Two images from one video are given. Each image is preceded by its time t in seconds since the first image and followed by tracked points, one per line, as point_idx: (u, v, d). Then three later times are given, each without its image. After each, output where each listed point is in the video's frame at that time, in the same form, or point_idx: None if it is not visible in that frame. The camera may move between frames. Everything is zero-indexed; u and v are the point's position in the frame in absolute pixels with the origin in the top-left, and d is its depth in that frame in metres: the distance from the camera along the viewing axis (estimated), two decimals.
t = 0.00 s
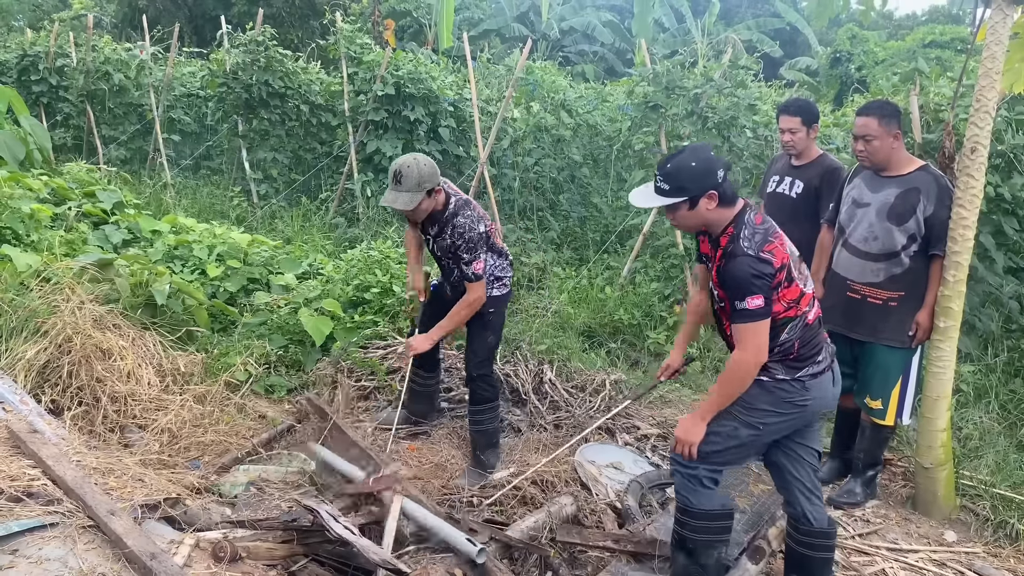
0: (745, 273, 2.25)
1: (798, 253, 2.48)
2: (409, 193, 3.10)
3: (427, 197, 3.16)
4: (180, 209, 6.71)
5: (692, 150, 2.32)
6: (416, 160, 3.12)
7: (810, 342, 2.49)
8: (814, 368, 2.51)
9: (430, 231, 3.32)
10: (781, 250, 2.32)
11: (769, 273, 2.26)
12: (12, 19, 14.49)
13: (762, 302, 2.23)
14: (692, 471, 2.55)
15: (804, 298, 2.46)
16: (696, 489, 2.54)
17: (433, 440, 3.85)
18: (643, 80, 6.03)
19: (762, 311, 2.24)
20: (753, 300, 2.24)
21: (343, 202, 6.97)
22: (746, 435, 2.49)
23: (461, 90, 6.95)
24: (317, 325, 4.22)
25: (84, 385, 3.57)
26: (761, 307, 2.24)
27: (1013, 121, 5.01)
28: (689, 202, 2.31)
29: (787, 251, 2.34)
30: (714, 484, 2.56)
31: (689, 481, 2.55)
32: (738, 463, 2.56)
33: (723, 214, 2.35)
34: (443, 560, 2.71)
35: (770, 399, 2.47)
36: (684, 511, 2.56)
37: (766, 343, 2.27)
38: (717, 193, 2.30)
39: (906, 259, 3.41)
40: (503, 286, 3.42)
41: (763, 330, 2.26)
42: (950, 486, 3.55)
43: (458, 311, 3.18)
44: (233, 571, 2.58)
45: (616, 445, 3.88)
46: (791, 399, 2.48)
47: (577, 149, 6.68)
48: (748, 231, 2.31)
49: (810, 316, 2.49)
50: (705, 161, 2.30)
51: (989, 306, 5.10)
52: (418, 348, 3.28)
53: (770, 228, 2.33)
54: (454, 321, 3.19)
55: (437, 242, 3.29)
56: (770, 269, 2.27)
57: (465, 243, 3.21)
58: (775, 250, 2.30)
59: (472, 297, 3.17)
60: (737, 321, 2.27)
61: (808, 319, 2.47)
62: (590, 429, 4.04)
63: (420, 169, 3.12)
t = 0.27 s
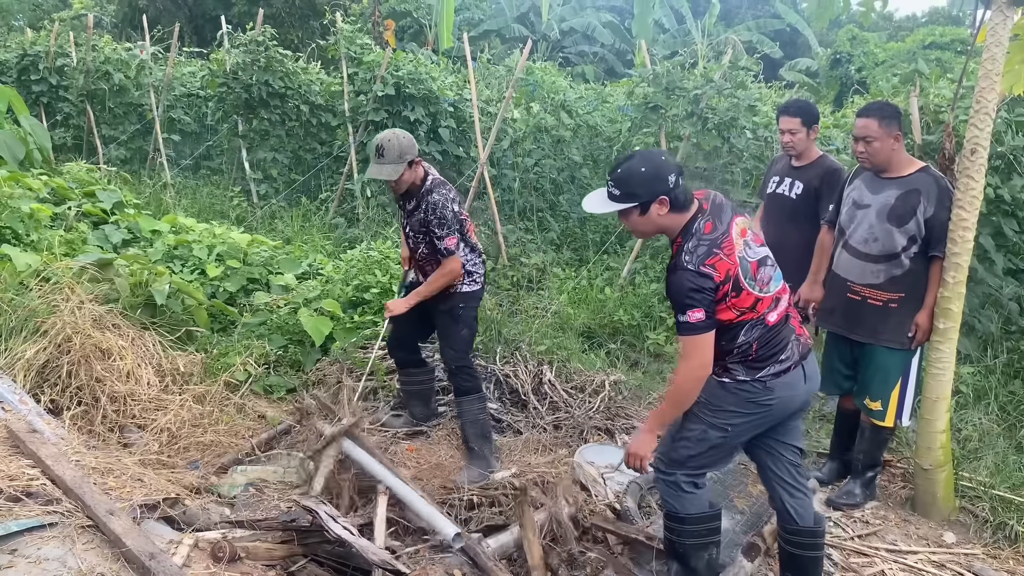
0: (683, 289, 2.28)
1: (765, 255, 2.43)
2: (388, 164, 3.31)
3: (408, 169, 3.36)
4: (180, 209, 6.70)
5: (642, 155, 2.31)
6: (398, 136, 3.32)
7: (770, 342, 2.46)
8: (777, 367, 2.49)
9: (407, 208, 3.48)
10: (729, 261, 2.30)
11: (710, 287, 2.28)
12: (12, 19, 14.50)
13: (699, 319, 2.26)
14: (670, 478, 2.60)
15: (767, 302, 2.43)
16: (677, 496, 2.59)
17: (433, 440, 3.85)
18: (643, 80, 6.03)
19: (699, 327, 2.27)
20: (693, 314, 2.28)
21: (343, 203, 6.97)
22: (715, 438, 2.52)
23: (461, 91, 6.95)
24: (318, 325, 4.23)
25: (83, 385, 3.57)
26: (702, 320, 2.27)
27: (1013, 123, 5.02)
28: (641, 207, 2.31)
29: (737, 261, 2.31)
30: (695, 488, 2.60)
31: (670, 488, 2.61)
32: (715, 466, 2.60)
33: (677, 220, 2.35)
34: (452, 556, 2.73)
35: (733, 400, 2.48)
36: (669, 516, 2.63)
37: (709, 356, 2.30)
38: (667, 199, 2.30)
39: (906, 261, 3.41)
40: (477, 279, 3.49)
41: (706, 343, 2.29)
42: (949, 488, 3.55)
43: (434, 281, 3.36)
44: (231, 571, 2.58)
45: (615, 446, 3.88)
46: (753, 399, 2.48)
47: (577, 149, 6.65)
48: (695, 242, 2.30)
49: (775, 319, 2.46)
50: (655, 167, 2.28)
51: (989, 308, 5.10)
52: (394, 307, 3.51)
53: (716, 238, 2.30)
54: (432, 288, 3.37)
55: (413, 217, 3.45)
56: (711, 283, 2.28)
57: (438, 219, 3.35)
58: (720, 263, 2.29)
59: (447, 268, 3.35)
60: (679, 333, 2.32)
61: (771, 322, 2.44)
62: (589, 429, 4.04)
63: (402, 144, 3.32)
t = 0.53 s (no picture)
0: (659, 277, 2.28)
1: (742, 242, 2.44)
2: (381, 147, 3.57)
3: (399, 152, 3.63)
4: (180, 209, 6.70)
5: (616, 140, 2.34)
6: (388, 120, 3.59)
7: (749, 332, 2.48)
8: (757, 354, 2.51)
9: (398, 189, 3.74)
10: (705, 248, 2.30)
11: (686, 275, 2.28)
12: (13, 19, 14.51)
13: (678, 307, 2.26)
14: (672, 480, 2.62)
15: (744, 290, 2.44)
16: (682, 498, 2.61)
17: (432, 441, 3.85)
18: (643, 81, 6.03)
19: (677, 316, 2.28)
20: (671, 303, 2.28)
21: (343, 203, 6.97)
22: (710, 435, 2.55)
23: (461, 91, 6.95)
24: (317, 325, 4.23)
25: (82, 385, 3.57)
26: (682, 309, 2.27)
27: (1013, 124, 5.02)
28: (613, 192, 2.33)
29: (714, 248, 2.32)
30: (700, 490, 2.61)
31: (673, 490, 2.62)
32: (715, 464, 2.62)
33: (652, 207, 2.36)
34: (454, 556, 2.75)
35: (718, 392, 2.52)
36: (673, 519, 2.65)
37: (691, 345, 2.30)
38: (640, 185, 2.31)
39: (906, 262, 3.41)
40: (467, 257, 3.85)
41: (686, 332, 2.29)
42: (949, 489, 3.55)
43: (427, 259, 3.71)
44: (231, 572, 2.58)
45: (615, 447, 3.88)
46: (737, 387, 2.51)
47: (577, 150, 6.66)
48: (670, 229, 2.31)
49: (753, 307, 2.48)
50: (627, 152, 2.31)
51: (988, 309, 5.10)
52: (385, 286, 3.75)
53: (692, 224, 2.31)
54: (424, 266, 3.73)
55: (404, 198, 3.71)
56: (687, 271, 2.28)
57: (429, 199, 3.64)
58: (697, 250, 2.29)
59: (437, 248, 3.68)
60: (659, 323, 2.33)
61: (748, 311, 2.46)
62: (588, 430, 4.04)
63: (392, 127, 3.58)
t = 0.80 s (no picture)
0: (659, 264, 2.27)
1: (736, 232, 2.45)
2: (381, 148, 3.62)
3: (398, 153, 3.69)
4: (180, 209, 6.70)
5: (610, 130, 2.31)
6: (388, 122, 3.64)
7: (750, 331, 2.52)
8: (758, 353, 2.55)
9: (394, 189, 3.79)
10: (704, 233, 2.31)
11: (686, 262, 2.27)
12: (13, 19, 14.54)
13: (676, 294, 2.25)
14: (681, 482, 2.65)
15: (742, 279, 2.44)
16: (690, 502, 2.64)
17: (431, 441, 3.85)
18: (643, 82, 6.03)
19: (676, 302, 2.26)
20: (668, 291, 2.27)
21: (343, 204, 6.97)
22: (718, 436, 2.59)
23: (461, 92, 6.95)
24: (318, 326, 4.23)
25: (82, 385, 3.57)
26: (678, 297, 2.26)
27: (1013, 126, 5.03)
28: (609, 183, 2.30)
29: (712, 233, 2.32)
30: (708, 494, 2.65)
31: (682, 493, 2.65)
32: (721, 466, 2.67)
33: (646, 197, 2.35)
34: (454, 556, 2.75)
35: (722, 392, 2.55)
36: (681, 523, 2.66)
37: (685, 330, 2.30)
38: (637, 173, 2.30)
39: (906, 264, 3.41)
40: (455, 260, 3.95)
41: (684, 319, 2.28)
42: (948, 491, 3.55)
43: (418, 258, 3.76)
44: (230, 572, 2.58)
45: (614, 447, 3.88)
46: (741, 386, 2.55)
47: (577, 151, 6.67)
48: (667, 216, 2.31)
49: (751, 298, 2.49)
50: (623, 143, 2.29)
51: (988, 311, 5.10)
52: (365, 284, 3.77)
53: (689, 211, 2.32)
54: (412, 264, 3.75)
55: (401, 199, 3.77)
56: (688, 256, 2.27)
57: (427, 201, 3.72)
58: (697, 234, 2.29)
59: (428, 251, 3.76)
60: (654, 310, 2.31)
61: (747, 301, 2.47)
62: (588, 431, 4.04)
63: (391, 129, 3.64)
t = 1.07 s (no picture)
0: (641, 264, 2.30)
1: (732, 234, 2.46)
2: (372, 153, 3.47)
3: (388, 158, 3.56)
4: (180, 209, 6.69)
5: (607, 131, 2.35)
6: (380, 125, 3.50)
7: (750, 334, 2.55)
8: (758, 357, 2.59)
9: (379, 196, 3.62)
10: (695, 236, 2.32)
11: (671, 265, 2.29)
12: (14, 19, 14.54)
13: (647, 295, 2.30)
14: (676, 484, 2.67)
15: (737, 281, 2.46)
16: (683, 501, 2.67)
17: (431, 442, 3.85)
18: (643, 84, 6.04)
19: (645, 303, 2.31)
20: (639, 292, 2.31)
21: (343, 205, 6.97)
22: (712, 438, 2.63)
23: (462, 93, 6.95)
24: (318, 327, 4.25)
25: (82, 385, 3.56)
26: (648, 299, 2.31)
27: (1013, 128, 5.03)
28: (605, 184, 2.33)
29: (703, 236, 2.34)
30: (701, 493, 2.68)
31: (677, 494, 2.68)
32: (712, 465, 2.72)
33: (642, 198, 2.38)
34: (454, 557, 2.74)
35: (718, 394, 2.58)
36: (675, 523, 2.69)
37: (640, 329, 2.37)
38: (633, 175, 2.33)
39: (906, 266, 3.41)
40: (436, 271, 3.77)
41: (645, 321, 2.35)
42: (948, 493, 3.55)
43: (400, 268, 3.56)
44: (229, 573, 2.58)
45: (613, 446, 3.90)
46: (739, 389, 2.59)
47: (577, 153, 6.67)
48: (659, 218, 2.33)
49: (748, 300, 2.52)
50: (619, 143, 2.32)
51: (988, 313, 5.10)
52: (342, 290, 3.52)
53: (681, 214, 2.33)
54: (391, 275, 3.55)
55: (387, 206, 3.61)
56: (675, 259, 2.29)
57: (414, 209, 3.58)
58: (686, 237, 2.30)
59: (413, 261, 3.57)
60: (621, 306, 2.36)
61: (743, 303, 2.49)
62: (588, 432, 4.04)
63: (383, 133, 3.51)
